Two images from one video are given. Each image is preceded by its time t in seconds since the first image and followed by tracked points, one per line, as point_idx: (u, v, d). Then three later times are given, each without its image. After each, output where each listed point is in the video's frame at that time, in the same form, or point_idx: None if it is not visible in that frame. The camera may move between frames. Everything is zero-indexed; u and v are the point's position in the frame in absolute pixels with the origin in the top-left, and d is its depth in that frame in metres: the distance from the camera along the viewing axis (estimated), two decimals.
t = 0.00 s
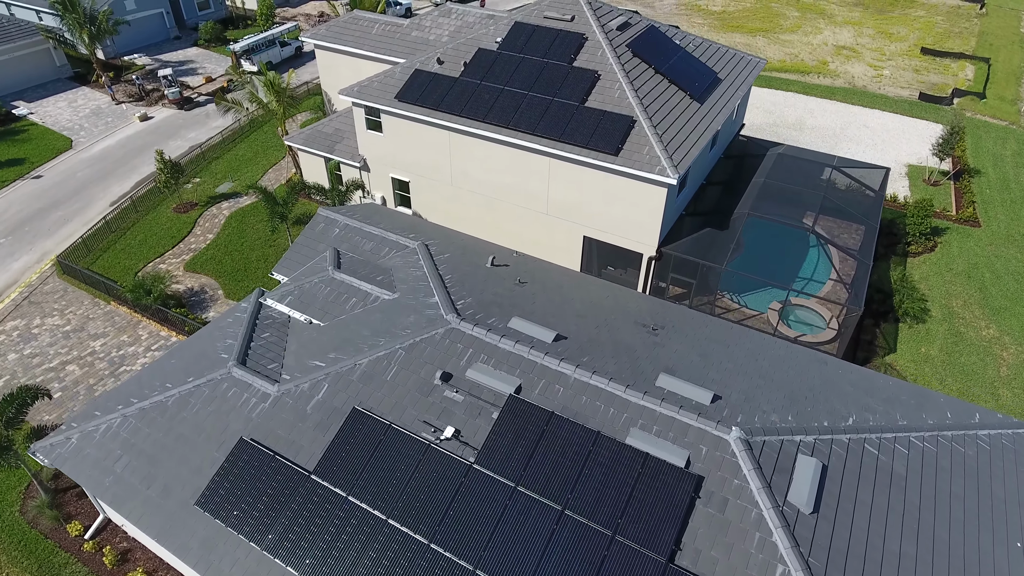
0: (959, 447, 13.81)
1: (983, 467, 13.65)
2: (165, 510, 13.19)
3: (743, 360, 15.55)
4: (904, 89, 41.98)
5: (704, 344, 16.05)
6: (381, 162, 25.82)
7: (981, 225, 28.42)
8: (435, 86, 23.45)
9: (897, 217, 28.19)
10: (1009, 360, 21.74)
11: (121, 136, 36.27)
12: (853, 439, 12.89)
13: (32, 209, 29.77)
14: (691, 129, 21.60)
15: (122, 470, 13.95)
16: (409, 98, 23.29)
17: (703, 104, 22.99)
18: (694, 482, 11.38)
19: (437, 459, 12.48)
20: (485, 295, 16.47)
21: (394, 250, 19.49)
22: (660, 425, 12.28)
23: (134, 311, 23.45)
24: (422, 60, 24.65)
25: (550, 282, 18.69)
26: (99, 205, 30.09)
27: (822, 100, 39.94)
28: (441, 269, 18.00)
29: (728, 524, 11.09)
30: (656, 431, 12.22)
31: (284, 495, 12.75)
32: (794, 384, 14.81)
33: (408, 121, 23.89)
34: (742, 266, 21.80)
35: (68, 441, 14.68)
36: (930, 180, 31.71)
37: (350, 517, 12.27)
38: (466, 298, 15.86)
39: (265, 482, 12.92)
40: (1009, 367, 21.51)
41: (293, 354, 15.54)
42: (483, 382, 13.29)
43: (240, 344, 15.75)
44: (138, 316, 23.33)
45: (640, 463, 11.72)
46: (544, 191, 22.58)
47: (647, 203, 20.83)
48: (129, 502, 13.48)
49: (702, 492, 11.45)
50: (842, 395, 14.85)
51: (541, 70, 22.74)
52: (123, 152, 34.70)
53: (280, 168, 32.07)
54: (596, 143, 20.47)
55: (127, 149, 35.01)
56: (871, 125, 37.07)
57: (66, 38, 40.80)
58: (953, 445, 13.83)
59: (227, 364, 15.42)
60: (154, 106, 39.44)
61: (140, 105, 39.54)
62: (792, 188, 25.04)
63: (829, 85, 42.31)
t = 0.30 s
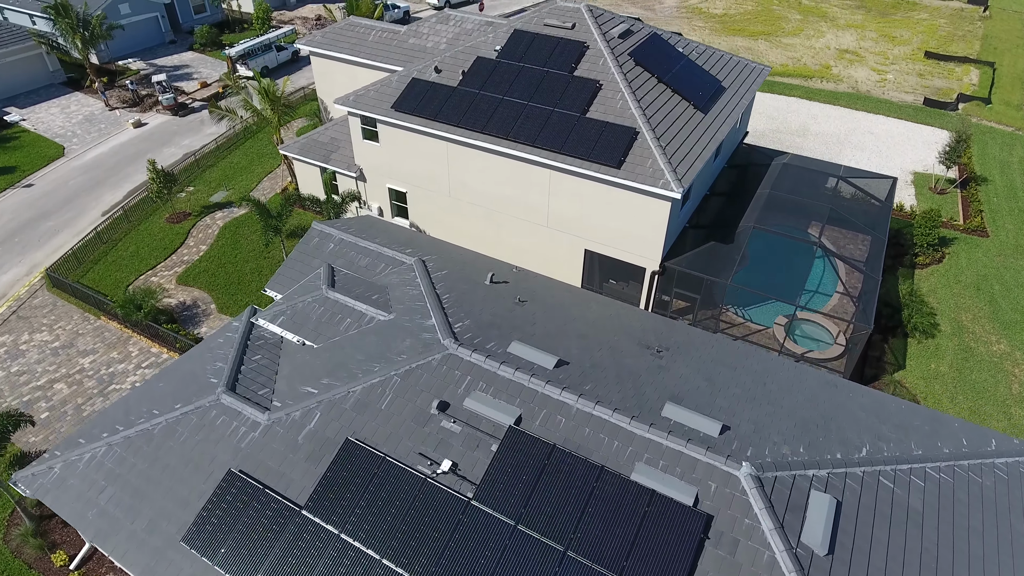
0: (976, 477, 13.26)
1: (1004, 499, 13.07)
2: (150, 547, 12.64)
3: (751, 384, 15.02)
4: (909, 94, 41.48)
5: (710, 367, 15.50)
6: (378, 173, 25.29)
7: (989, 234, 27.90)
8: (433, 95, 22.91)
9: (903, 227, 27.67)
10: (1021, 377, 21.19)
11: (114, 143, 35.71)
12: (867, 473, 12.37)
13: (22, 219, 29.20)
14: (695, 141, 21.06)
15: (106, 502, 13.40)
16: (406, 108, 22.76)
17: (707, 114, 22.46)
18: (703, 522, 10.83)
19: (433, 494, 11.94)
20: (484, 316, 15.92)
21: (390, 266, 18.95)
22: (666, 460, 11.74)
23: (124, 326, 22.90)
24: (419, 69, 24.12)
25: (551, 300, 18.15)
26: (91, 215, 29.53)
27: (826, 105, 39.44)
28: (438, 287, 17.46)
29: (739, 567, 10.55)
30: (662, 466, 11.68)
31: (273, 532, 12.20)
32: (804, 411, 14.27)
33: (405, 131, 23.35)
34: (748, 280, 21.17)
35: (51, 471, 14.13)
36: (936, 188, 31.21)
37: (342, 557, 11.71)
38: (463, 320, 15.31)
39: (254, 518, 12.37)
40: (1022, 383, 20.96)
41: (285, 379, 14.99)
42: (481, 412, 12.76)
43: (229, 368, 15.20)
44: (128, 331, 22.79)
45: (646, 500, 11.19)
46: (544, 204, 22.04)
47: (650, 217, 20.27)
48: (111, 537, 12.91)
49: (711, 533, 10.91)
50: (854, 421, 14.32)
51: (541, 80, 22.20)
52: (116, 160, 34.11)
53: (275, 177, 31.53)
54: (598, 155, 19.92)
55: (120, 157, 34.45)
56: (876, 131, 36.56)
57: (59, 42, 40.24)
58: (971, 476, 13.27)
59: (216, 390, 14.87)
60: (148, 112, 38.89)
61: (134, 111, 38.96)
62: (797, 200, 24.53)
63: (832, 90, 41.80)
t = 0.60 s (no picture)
0: (995, 510, 12.60)
1: None
2: None
3: (759, 411, 14.48)
4: (913, 99, 40.96)
5: (716, 392, 14.96)
6: (374, 184, 24.75)
7: (998, 244, 27.36)
8: (430, 105, 22.35)
9: (910, 238, 27.13)
10: None
11: (107, 151, 35.12)
12: (882, 509, 11.81)
13: (11, 230, 28.60)
14: (699, 152, 20.50)
15: (87, 539, 12.83)
16: (402, 118, 22.19)
17: (710, 125, 21.91)
18: (712, 567, 10.28)
19: (429, 534, 11.36)
20: (482, 338, 15.36)
21: (385, 284, 18.39)
22: (673, 498, 11.21)
23: (114, 342, 22.33)
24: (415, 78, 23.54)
25: (552, 320, 17.59)
26: (81, 225, 28.94)
27: (829, 111, 38.90)
28: (435, 307, 16.90)
29: None
30: (669, 505, 11.14)
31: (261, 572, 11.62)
32: (815, 441, 13.74)
33: (401, 142, 22.79)
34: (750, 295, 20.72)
35: (31, 504, 13.56)
36: (942, 197, 30.67)
37: None
38: (461, 344, 14.76)
39: (241, 557, 11.79)
40: None
41: (275, 407, 14.44)
42: (479, 445, 12.21)
43: (218, 394, 14.65)
44: (118, 348, 22.21)
45: (652, 543, 10.64)
46: (544, 217, 21.49)
47: (652, 231, 19.73)
48: None
49: None
50: (867, 450, 13.77)
51: (540, 90, 21.63)
52: (108, 169, 33.51)
53: (270, 186, 30.98)
54: (600, 169, 19.37)
55: (113, 165, 33.86)
56: (880, 138, 36.01)
57: (51, 47, 39.63)
58: (991, 510, 12.69)
59: (204, 417, 14.32)
60: (141, 118, 38.30)
61: (128, 117, 38.36)
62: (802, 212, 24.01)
63: (835, 95, 41.26)
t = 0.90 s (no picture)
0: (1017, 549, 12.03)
1: None
2: None
3: (769, 441, 13.91)
4: (918, 105, 40.41)
5: (723, 420, 14.40)
6: (370, 196, 24.20)
7: (1007, 256, 26.81)
8: (427, 116, 21.78)
9: (918, 249, 26.59)
10: None
11: (99, 159, 34.53)
12: (901, 551, 11.24)
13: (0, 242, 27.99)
14: (704, 166, 19.92)
15: None
16: (399, 130, 21.64)
17: (715, 136, 21.34)
18: None
19: None
20: (480, 363, 14.80)
21: (381, 303, 17.82)
22: (681, 542, 10.64)
23: (103, 360, 21.75)
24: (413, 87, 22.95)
25: (553, 341, 17.03)
26: (72, 236, 28.34)
27: (833, 117, 38.35)
28: (432, 329, 16.31)
29: None
30: (677, 549, 10.58)
31: None
32: (827, 473, 13.20)
33: (398, 154, 22.23)
34: (757, 310, 20.18)
35: (9, 541, 12.97)
36: (949, 206, 30.13)
37: None
38: (458, 371, 14.21)
39: None
40: None
41: (266, 437, 13.86)
42: (477, 482, 11.65)
43: (206, 423, 14.08)
44: (107, 366, 21.63)
45: None
46: (544, 231, 20.96)
47: (656, 248, 19.17)
48: None
49: None
50: (882, 483, 13.20)
51: (540, 101, 21.07)
52: (100, 178, 32.92)
53: (265, 195, 30.43)
54: (601, 183, 18.80)
55: (105, 173, 33.27)
56: (886, 145, 35.47)
57: (44, 53, 39.03)
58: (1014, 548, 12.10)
59: (191, 448, 13.76)
60: (135, 125, 37.70)
61: (121, 124, 37.77)
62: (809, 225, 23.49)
63: (839, 100, 40.73)
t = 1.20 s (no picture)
0: None
1: None
2: None
3: (778, 473, 13.37)
4: (923, 110, 39.88)
5: (730, 450, 13.85)
6: (366, 208, 23.65)
7: (1017, 268, 26.26)
8: (424, 127, 21.23)
9: (925, 261, 26.07)
10: None
11: (91, 166, 33.95)
12: None
13: None
14: (709, 180, 19.34)
15: None
16: (395, 142, 21.09)
17: (719, 148, 20.77)
18: None
19: None
20: (478, 390, 14.25)
21: (376, 323, 17.26)
22: None
23: (91, 378, 21.18)
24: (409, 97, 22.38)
25: (554, 364, 16.49)
26: (62, 247, 27.77)
27: (838, 123, 37.81)
28: (428, 352, 15.76)
29: None
30: None
31: None
32: (839, 508, 12.66)
33: (394, 166, 21.67)
34: (764, 328, 19.64)
35: None
36: (957, 216, 29.58)
37: None
38: (455, 400, 13.66)
39: None
40: None
41: (255, 469, 13.29)
42: (474, 523, 11.09)
43: (192, 453, 13.51)
44: (95, 384, 21.05)
45: None
46: (544, 247, 20.40)
47: (659, 265, 18.60)
48: None
49: None
50: (897, 519, 12.64)
51: (540, 112, 20.51)
52: (92, 186, 32.34)
53: (260, 205, 29.86)
54: (603, 199, 18.24)
55: (97, 182, 32.69)
56: (891, 152, 34.91)
57: (35, 58, 38.43)
58: None
59: (177, 481, 13.18)
60: (129, 131, 37.13)
61: (114, 130, 37.20)
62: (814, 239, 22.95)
63: (843, 106, 40.18)
